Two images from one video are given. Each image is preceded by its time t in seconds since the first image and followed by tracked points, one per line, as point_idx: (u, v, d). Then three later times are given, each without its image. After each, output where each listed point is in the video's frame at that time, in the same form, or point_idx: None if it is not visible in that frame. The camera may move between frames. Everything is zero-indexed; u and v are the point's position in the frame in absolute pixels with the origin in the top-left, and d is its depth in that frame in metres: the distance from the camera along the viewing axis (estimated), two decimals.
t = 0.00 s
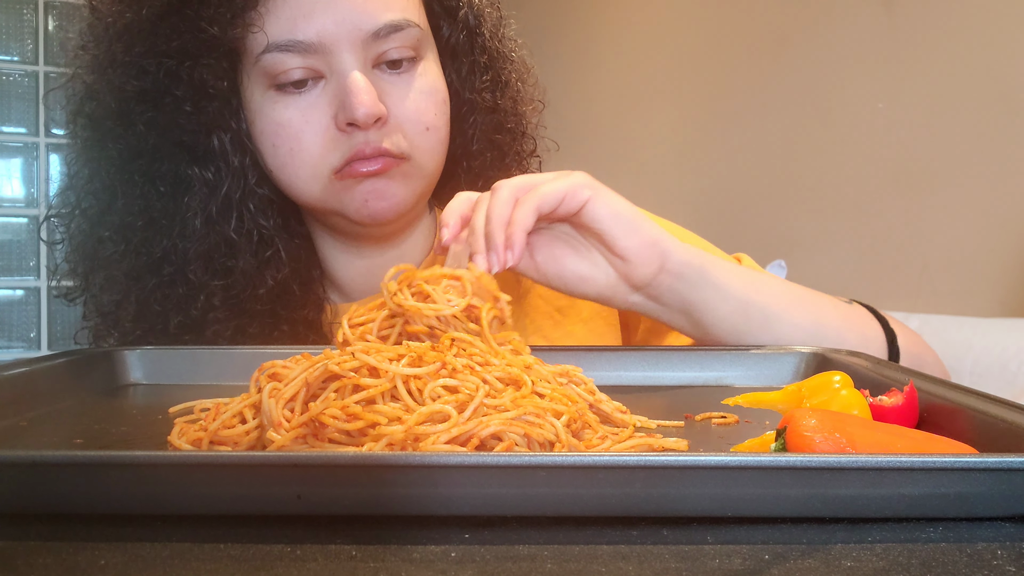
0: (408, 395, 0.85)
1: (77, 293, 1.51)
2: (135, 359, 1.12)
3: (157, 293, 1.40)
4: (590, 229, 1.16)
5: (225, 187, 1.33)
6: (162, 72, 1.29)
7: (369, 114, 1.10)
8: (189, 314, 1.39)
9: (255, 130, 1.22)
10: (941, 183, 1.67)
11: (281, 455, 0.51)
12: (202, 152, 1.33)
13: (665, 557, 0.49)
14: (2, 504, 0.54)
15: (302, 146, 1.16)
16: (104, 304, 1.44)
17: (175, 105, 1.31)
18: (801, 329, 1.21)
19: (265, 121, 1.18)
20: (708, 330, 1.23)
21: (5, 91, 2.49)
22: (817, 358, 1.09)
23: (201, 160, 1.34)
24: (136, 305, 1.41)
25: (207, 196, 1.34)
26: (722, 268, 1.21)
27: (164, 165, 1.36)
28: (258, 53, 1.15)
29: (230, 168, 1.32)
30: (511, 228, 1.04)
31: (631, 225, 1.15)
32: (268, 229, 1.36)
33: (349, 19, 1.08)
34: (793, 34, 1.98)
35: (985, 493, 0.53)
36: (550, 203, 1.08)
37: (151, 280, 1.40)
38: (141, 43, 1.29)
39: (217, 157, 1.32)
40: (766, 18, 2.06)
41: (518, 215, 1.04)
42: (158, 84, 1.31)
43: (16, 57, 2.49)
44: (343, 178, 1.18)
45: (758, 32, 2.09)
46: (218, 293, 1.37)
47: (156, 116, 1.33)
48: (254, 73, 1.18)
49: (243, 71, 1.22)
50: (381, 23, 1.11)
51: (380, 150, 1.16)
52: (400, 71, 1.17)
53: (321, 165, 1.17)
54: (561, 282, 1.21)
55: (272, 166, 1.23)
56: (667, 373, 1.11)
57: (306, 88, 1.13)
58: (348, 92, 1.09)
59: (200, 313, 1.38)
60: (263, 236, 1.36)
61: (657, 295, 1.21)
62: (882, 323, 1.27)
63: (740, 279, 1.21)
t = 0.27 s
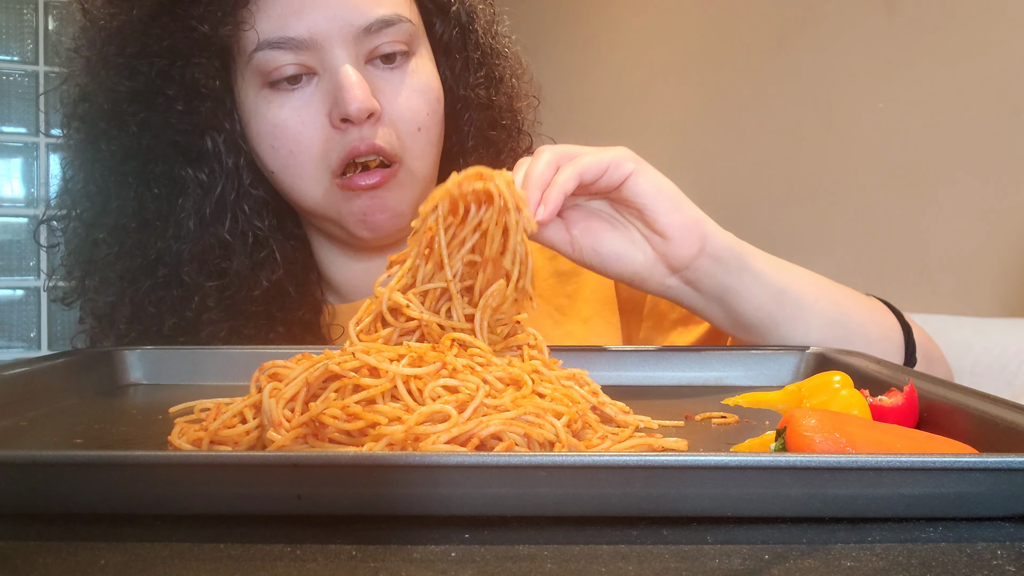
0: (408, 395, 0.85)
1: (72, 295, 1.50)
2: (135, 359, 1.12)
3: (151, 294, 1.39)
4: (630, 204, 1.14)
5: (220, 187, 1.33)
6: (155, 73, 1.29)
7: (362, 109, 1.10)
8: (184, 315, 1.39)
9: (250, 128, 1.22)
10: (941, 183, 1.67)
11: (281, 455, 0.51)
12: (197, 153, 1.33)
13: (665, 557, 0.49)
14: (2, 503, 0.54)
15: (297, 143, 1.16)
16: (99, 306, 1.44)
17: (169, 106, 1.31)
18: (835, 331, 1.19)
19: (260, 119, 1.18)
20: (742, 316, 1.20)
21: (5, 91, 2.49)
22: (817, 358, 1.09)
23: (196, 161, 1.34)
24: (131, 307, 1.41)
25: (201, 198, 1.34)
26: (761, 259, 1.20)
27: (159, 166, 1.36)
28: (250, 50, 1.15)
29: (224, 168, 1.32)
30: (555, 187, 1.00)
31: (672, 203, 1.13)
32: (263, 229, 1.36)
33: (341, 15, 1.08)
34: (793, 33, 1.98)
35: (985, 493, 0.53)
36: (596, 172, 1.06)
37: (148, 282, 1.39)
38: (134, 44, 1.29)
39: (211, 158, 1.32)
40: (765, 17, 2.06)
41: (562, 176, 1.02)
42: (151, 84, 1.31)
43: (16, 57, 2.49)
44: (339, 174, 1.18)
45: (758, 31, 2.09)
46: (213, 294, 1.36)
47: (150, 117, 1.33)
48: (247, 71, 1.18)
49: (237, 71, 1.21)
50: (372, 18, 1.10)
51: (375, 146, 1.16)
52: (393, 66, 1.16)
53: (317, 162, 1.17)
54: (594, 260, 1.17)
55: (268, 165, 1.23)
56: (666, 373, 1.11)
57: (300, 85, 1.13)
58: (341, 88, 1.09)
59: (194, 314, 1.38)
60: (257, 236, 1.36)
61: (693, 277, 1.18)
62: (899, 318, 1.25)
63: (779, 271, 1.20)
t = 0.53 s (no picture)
0: (408, 395, 0.85)
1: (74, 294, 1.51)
2: (136, 359, 1.13)
3: (152, 292, 1.39)
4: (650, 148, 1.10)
5: (221, 186, 1.33)
6: (156, 72, 1.29)
7: (363, 107, 1.09)
8: (185, 313, 1.39)
9: (252, 128, 1.22)
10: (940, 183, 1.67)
11: (282, 455, 0.51)
12: (198, 152, 1.33)
13: (664, 556, 0.49)
14: (2, 504, 0.54)
15: (298, 141, 1.17)
16: (101, 305, 1.44)
17: (170, 105, 1.31)
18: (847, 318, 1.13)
19: (261, 118, 1.19)
20: (746, 280, 1.15)
21: (5, 91, 2.49)
22: (817, 358, 1.09)
23: (198, 160, 1.34)
24: (132, 305, 1.41)
25: (203, 196, 1.34)
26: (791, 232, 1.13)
27: (160, 163, 1.35)
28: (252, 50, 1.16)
29: (225, 167, 1.32)
30: (576, 114, 0.98)
31: (696, 153, 1.09)
32: (264, 226, 1.36)
33: (342, 14, 1.08)
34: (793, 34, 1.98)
35: (985, 493, 0.53)
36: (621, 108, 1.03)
37: (150, 280, 1.39)
38: (135, 43, 1.28)
39: (213, 157, 1.32)
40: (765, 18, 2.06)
41: (585, 105, 1.00)
42: (152, 83, 1.31)
43: (16, 57, 2.48)
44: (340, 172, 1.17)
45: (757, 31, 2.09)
46: (214, 291, 1.36)
47: (151, 116, 1.32)
48: (249, 71, 1.18)
49: (237, 70, 1.22)
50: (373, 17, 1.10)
51: (376, 144, 1.15)
52: (393, 65, 1.15)
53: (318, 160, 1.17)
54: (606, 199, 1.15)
55: (269, 164, 1.23)
56: (666, 373, 1.11)
57: (301, 83, 1.14)
58: (342, 86, 1.09)
59: (196, 312, 1.39)
60: (258, 234, 1.36)
61: (701, 233, 1.13)
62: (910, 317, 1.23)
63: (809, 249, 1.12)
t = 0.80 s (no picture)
0: (408, 395, 0.85)
1: (74, 295, 1.50)
2: (135, 360, 1.13)
3: (151, 293, 1.39)
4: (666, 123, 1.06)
5: (219, 187, 1.33)
6: (154, 73, 1.29)
7: (359, 107, 1.09)
8: (185, 313, 1.39)
9: (248, 129, 1.22)
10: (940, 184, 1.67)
11: (281, 455, 0.51)
12: (196, 153, 1.33)
13: (664, 556, 0.49)
14: (2, 504, 0.54)
15: (294, 141, 1.17)
16: (100, 306, 1.44)
17: (168, 106, 1.31)
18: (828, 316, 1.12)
19: (257, 118, 1.19)
20: (742, 258, 1.13)
21: (5, 91, 2.48)
22: (817, 358, 1.09)
23: (196, 160, 1.34)
24: (131, 305, 1.41)
25: (201, 196, 1.34)
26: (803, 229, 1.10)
27: (158, 164, 1.35)
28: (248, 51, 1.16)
29: (224, 168, 1.32)
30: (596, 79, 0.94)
31: (716, 140, 1.05)
32: (263, 226, 1.36)
33: (337, 14, 1.09)
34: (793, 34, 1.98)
35: (984, 493, 0.53)
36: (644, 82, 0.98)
37: (149, 280, 1.39)
38: (134, 44, 1.29)
39: (211, 158, 1.32)
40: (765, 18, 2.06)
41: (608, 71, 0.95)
42: (151, 85, 1.31)
43: (16, 57, 2.48)
44: (337, 172, 1.17)
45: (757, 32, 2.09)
46: (213, 291, 1.37)
47: (150, 116, 1.32)
48: (245, 72, 1.18)
49: (235, 71, 1.22)
50: (368, 16, 1.10)
51: (372, 145, 1.14)
52: (389, 65, 1.14)
53: (314, 160, 1.17)
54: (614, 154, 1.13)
55: (266, 165, 1.23)
56: (666, 373, 1.11)
57: (297, 83, 1.14)
58: (338, 86, 1.09)
59: (195, 312, 1.39)
60: (256, 234, 1.36)
61: (703, 215, 1.12)
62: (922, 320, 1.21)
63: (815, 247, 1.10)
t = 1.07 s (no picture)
0: (408, 395, 0.85)
1: (65, 305, 1.51)
2: (135, 360, 1.12)
3: (139, 305, 1.40)
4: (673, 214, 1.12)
5: (206, 199, 1.33)
6: (139, 85, 1.29)
7: (348, 116, 1.09)
8: (172, 325, 1.40)
9: (238, 139, 1.21)
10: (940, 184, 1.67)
11: (281, 455, 0.51)
12: (184, 162, 1.33)
13: (664, 556, 0.49)
14: (2, 504, 0.54)
15: (285, 152, 1.16)
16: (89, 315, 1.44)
17: (152, 118, 1.31)
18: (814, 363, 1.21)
19: (247, 129, 1.18)
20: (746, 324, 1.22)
21: (5, 91, 2.48)
22: (817, 358, 1.09)
23: (183, 171, 1.34)
24: (119, 316, 1.41)
25: (188, 208, 1.34)
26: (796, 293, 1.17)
27: (146, 176, 1.35)
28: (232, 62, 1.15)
29: (212, 178, 1.32)
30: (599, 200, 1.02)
31: (721, 238, 1.11)
32: (250, 238, 1.36)
33: (322, 22, 1.08)
34: (792, 34, 1.98)
35: (984, 493, 0.53)
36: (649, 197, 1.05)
37: (136, 292, 1.40)
38: (116, 57, 1.28)
39: (198, 169, 1.32)
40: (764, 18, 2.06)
41: (612, 188, 1.02)
42: (135, 97, 1.30)
43: (16, 57, 2.47)
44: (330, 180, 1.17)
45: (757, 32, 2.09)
46: (200, 302, 1.37)
47: (134, 130, 1.32)
48: (232, 82, 1.17)
49: (222, 82, 1.21)
50: (354, 22, 1.10)
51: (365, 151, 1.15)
52: (376, 70, 1.15)
53: (307, 169, 1.17)
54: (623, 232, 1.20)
55: (259, 174, 1.22)
56: (666, 373, 1.11)
57: (286, 94, 1.13)
58: (326, 95, 1.09)
59: (182, 323, 1.39)
60: (241, 246, 1.36)
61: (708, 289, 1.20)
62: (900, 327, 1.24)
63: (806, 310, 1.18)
